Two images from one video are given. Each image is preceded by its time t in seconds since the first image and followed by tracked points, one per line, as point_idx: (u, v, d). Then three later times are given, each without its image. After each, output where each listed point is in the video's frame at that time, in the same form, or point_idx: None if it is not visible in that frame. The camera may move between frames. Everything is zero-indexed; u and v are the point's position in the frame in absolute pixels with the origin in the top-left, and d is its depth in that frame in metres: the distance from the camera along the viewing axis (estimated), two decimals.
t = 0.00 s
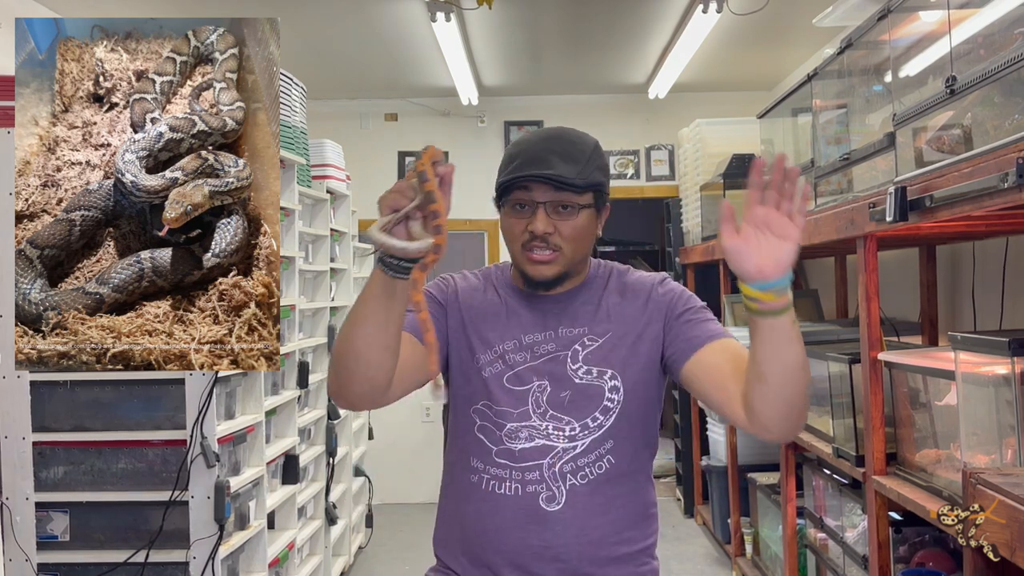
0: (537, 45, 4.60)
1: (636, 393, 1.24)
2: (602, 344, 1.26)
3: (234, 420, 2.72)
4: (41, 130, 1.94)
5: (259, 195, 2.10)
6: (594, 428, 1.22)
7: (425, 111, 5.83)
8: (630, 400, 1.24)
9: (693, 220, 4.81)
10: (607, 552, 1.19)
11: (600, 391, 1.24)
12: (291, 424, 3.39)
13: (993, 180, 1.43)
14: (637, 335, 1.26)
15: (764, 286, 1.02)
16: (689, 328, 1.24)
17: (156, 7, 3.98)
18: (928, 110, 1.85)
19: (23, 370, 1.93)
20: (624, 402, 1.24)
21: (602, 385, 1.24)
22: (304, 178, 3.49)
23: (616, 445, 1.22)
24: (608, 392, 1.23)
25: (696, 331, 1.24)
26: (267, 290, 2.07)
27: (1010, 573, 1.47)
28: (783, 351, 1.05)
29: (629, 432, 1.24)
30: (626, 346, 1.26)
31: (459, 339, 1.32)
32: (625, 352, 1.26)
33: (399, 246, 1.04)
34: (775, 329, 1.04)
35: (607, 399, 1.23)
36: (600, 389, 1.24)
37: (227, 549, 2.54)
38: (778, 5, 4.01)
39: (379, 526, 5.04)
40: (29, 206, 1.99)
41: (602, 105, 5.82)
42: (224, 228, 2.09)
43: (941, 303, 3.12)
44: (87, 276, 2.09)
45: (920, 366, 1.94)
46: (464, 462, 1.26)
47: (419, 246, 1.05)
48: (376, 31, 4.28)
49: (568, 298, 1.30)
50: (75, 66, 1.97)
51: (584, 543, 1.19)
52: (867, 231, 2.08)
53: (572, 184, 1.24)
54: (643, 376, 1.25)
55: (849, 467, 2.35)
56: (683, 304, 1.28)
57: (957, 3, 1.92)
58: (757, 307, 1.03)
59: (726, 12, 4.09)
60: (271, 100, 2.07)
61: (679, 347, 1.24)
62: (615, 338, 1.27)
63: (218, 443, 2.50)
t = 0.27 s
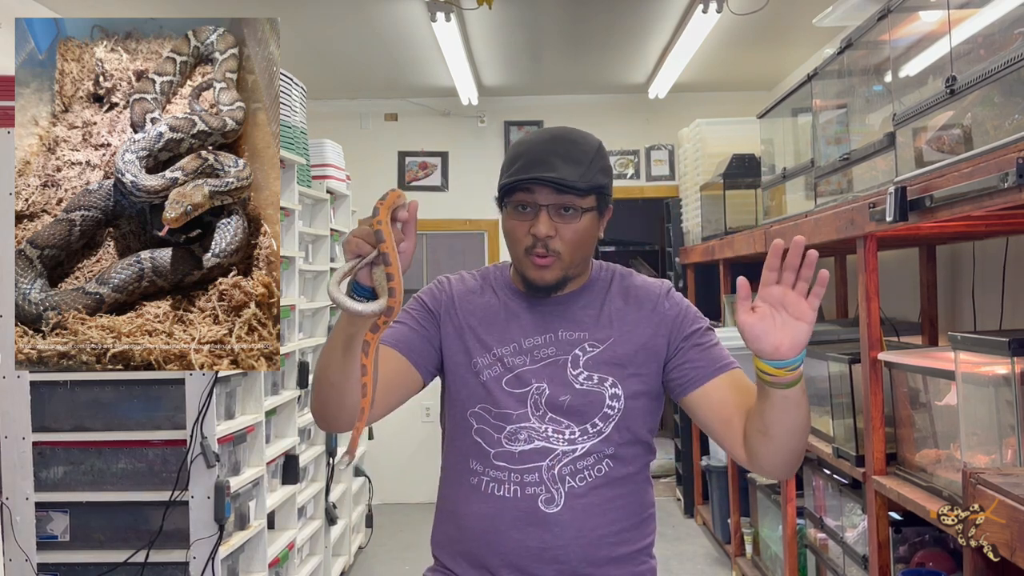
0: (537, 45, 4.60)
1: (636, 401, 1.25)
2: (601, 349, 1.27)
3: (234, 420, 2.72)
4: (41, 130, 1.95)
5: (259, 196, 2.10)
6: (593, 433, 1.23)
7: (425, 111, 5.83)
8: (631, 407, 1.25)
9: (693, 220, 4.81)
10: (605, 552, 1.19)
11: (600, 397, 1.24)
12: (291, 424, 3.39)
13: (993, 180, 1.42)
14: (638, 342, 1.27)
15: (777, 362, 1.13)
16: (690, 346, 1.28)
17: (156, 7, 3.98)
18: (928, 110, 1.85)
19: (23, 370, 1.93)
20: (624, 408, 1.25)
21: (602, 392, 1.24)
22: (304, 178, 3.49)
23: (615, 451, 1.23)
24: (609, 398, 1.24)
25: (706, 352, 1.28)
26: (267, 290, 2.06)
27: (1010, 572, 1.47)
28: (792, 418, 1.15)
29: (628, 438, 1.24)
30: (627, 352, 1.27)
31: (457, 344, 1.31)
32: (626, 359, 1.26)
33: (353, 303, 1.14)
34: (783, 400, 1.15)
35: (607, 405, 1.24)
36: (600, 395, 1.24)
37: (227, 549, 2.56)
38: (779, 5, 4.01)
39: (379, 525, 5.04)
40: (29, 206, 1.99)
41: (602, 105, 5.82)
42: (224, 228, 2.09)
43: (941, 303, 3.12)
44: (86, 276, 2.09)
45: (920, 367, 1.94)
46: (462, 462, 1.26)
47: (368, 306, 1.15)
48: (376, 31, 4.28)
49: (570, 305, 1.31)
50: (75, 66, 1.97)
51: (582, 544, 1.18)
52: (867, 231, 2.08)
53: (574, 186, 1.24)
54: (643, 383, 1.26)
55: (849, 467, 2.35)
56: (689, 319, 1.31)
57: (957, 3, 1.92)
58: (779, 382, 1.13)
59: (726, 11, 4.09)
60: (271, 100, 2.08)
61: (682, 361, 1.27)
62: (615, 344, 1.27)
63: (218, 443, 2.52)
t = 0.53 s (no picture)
0: (538, 45, 4.60)
1: (633, 398, 1.25)
2: (598, 347, 1.27)
3: (234, 420, 2.72)
4: (41, 130, 1.95)
5: (259, 196, 2.11)
6: (591, 430, 1.23)
7: (425, 111, 5.83)
8: (628, 404, 1.25)
9: (693, 220, 4.81)
10: (604, 552, 1.19)
11: (597, 394, 1.24)
12: (291, 424, 3.39)
13: (994, 180, 1.42)
14: (635, 340, 1.28)
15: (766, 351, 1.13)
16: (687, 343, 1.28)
17: (156, 8, 3.99)
18: (928, 110, 1.85)
19: (23, 370, 1.93)
20: (622, 405, 1.25)
21: (599, 388, 1.24)
22: (304, 178, 3.49)
23: (613, 448, 1.23)
24: (605, 395, 1.24)
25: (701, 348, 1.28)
26: (267, 290, 2.06)
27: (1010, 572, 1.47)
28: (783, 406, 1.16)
29: (625, 434, 1.25)
30: (623, 349, 1.27)
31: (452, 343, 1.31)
32: (622, 356, 1.27)
33: (364, 301, 1.16)
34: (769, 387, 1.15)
35: (604, 402, 1.24)
36: (597, 392, 1.24)
37: (227, 549, 2.56)
38: (779, 5, 4.01)
39: (379, 526, 5.03)
40: (29, 206, 1.99)
41: (602, 105, 5.82)
42: (224, 228, 2.08)
43: (941, 303, 3.12)
44: (86, 277, 2.08)
45: (920, 367, 1.94)
46: (460, 462, 1.26)
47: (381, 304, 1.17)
48: (375, 31, 4.28)
49: (566, 304, 1.32)
50: (75, 66, 1.98)
51: (581, 543, 1.18)
52: (867, 231, 2.08)
53: (570, 177, 1.27)
54: (640, 380, 1.26)
55: (849, 466, 2.35)
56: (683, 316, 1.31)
57: (956, 3, 1.92)
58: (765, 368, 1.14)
59: (726, 12, 4.09)
60: (271, 100, 2.08)
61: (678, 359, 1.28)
62: (611, 341, 1.28)
63: (218, 443, 2.52)
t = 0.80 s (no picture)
0: (538, 45, 4.60)
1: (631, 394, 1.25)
2: (594, 344, 1.27)
3: (234, 420, 2.72)
4: (41, 130, 1.95)
5: (259, 196, 2.11)
6: (590, 427, 1.23)
7: (425, 111, 5.83)
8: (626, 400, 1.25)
9: (693, 220, 4.81)
10: (603, 552, 1.19)
11: (594, 390, 1.24)
12: (291, 424, 3.39)
13: (993, 180, 1.42)
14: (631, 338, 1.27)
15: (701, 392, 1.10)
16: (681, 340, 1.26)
17: (156, 7, 3.99)
18: (928, 110, 1.85)
19: (23, 370, 1.93)
20: (620, 402, 1.24)
21: (596, 385, 1.24)
22: (304, 178, 3.49)
23: (612, 444, 1.23)
24: (603, 391, 1.24)
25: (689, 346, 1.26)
26: (267, 290, 2.06)
27: (1009, 572, 1.47)
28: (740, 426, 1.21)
29: (624, 431, 1.24)
30: (620, 347, 1.26)
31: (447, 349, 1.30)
32: (619, 354, 1.26)
33: (380, 326, 1.13)
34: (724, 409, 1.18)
35: (602, 398, 1.24)
36: (594, 388, 1.24)
37: (227, 549, 2.55)
38: (779, 5, 4.01)
39: (379, 525, 5.04)
40: (29, 206, 1.99)
41: (602, 105, 5.82)
42: (224, 228, 2.08)
43: (941, 303, 3.12)
44: (87, 276, 2.08)
45: (919, 366, 1.94)
46: (460, 464, 1.25)
47: (395, 330, 1.15)
48: (375, 31, 4.28)
49: (562, 303, 1.31)
50: (75, 66, 1.98)
51: (582, 542, 1.18)
52: (867, 231, 2.08)
53: (567, 168, 1.30)
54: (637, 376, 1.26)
55: (849, 467, 2.35)
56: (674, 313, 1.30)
57: (956, 2, 1.92)
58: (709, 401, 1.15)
59: (726, 12, 4.09)
60: (271, 100, 2.08)
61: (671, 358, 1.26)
62: (608, 338, 1.27)
63: (218, 443, 2.51)
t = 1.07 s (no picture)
0: (537, 45, 4.60)
1: (625, 386, 1.25)
2: (586, 339, 1.26)
3: (234, 420, 2.72)
4: (41, 130, 1.95)
5: (259, 195, 2.11)
6: (586, 420, 1.22)
7: (425, 111, 5.83)
8: (621, 392, 1.24)
9: (693, 220, 4.81)
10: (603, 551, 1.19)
11: (588, 383, 1.23)
12: (291, 424, 3.39)
13: (993, 180, 1.42)
14: (622, 331, 1.27)
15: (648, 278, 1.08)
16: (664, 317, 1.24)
17: (155, 7, 3.98)
18: (928, 110, 1.85)
19: (23, 370, 1.93)
20: (614, 394, 1.24)
21: (590, 378, 1.24)
22: (304, 178, 3.49)
23: (609, 437, 1.22)
24: (597, 384, 1.23)
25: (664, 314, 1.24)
26: (267, 290, 2.06)
27: (1009, 572, 1.47)
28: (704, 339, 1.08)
29: (620, 423, 1.24)
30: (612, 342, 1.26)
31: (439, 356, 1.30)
32: (611, 347, 1.26)
33: (388, 356, 1.16)
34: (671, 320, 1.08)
35: (597, 391, 1.23)
36: (589, 381, 1.23)
37: (227, 549, 2.55)
38: (779, 5, 4.01)
39: (379, 525, 5.04)
40: (29, 206, 1.99)
41: (602, 105, 5.82)
42: (224, 228, 2.08)
43: (941, 303, 3.12)
44: (87, 276, 2.08)
45: (919, 366, 1.94)
46: (461, 465, 1.25)
47: (405, 360, 1.17)
48: (375, 31, 4.28)
49: (555, 302, 1.31)
50: (75, 66, 1.97)
51: (582, 539, 1.18)
52: (867, 231, 2.08)
53: (569, 170, 1.32)
54: (631, 370, 1.26)
55: (849, 466, 2.35)
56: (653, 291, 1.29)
57: (957, 3, 1.92)
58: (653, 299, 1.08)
59: (726, 12, 4.09)
60: (271, 100, 2.08)
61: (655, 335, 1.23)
62: (599, 332, 1.27)
63: (218, 443, 2.51)
